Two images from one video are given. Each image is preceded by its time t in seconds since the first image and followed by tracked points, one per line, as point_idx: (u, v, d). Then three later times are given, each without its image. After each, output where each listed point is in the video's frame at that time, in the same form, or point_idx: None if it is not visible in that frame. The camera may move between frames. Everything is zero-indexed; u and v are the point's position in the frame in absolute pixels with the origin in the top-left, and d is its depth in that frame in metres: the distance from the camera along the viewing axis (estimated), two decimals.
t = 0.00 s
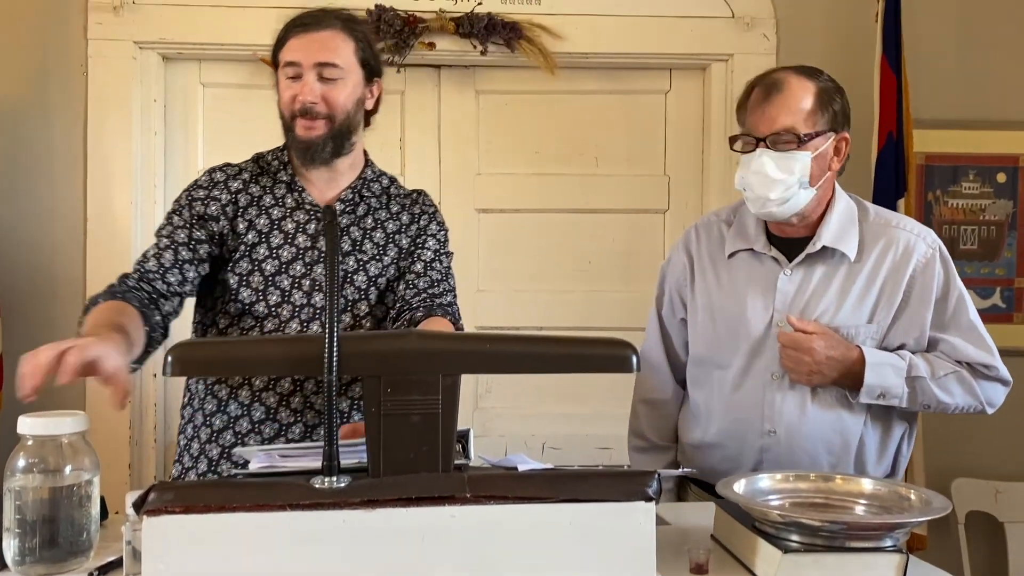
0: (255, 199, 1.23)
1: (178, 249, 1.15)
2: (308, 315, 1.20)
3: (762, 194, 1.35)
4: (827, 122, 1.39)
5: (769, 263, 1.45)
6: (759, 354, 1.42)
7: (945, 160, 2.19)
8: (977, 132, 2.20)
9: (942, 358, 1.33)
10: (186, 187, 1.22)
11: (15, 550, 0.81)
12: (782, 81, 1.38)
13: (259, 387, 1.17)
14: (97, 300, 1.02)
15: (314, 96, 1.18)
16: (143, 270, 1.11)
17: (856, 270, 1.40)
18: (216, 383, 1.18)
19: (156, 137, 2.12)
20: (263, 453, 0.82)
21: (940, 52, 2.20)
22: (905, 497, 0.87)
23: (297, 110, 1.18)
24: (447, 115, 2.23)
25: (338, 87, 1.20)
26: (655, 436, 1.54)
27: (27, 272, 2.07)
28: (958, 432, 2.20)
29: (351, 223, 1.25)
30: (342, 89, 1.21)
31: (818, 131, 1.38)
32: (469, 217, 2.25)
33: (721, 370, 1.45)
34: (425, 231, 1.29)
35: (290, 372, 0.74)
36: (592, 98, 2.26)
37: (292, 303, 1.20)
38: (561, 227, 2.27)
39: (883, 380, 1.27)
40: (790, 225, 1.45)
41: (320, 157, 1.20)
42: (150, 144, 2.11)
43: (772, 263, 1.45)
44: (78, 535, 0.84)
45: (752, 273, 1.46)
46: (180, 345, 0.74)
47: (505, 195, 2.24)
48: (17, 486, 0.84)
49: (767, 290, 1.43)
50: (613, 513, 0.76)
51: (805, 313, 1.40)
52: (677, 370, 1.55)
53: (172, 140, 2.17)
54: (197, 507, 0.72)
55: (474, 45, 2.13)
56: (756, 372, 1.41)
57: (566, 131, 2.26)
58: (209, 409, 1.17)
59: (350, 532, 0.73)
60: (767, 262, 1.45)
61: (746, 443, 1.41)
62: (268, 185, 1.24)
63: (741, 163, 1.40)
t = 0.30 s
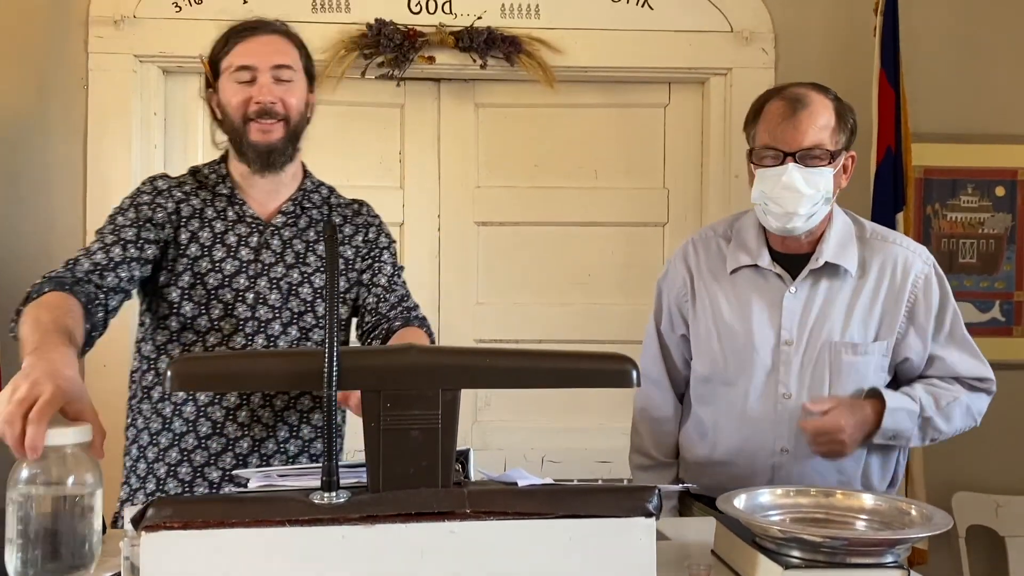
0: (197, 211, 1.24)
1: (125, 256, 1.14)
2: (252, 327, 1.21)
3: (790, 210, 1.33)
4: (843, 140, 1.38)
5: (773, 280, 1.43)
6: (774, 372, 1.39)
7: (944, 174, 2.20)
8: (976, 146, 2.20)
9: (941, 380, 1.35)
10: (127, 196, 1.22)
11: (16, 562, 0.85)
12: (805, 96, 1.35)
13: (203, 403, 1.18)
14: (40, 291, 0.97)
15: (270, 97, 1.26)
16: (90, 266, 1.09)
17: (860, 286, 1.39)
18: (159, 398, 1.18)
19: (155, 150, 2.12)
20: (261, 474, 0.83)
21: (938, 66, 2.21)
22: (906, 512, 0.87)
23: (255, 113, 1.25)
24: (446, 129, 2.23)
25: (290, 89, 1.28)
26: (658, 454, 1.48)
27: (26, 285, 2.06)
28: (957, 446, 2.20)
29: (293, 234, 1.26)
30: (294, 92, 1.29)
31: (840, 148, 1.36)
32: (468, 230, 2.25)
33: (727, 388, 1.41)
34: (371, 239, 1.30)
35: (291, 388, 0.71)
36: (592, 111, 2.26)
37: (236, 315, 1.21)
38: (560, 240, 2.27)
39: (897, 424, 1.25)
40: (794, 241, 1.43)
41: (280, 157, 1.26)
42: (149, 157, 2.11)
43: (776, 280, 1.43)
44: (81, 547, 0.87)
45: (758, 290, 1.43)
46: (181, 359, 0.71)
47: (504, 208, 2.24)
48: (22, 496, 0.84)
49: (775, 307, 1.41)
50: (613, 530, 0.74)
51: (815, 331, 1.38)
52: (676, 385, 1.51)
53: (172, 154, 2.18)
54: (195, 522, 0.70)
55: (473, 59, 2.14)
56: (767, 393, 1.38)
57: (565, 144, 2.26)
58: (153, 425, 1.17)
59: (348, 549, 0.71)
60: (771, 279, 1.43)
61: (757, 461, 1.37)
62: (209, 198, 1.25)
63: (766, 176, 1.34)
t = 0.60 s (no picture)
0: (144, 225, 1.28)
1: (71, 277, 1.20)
2: (212, 339, 1.27)
3: (766, 221, 1.33)
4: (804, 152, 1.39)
5: (746, 289, 1.42)
6: (756, 377, 1.37)
7: (943, 184, 2.20)
8: (975, 156, 2.21)
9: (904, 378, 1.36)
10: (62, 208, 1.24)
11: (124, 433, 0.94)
12: (767, 112, 1.36)
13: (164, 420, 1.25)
14: None
15: (251, 118, 1.36)
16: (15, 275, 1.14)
17: (826, 286, 1.39)
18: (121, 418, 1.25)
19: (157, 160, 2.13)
20: (264, 483, 0.83)
21: (937, 77, 2.22)
22: (909, 523, 0.87)
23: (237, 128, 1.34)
24: (447, 139, 2.24)
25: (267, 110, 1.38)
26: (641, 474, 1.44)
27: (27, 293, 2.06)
28: (959, 456, 2.20)
29: (246, 244, 1.33)
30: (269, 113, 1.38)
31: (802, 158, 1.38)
32: (469, 239, 2.25)
33: (713, 400, 1.38)
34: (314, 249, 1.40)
35: (294, 396, 0.70)
36: (593, 121, 2.27)
37: (194, 327, 1.26)
38: (561, 249, 2.27)
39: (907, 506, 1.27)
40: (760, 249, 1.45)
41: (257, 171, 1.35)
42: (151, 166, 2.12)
43: (747, 288, 1.42)
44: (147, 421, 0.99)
45: (732, 300, 1.42)
46: (183, 369, 0.71)
47: (505, 217, 2.25)
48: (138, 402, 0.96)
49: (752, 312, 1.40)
50: (619, 540, 0.73)
51: (794, 335, 1.38)
52: (654, 405, 1.46)
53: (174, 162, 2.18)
54: (198, 531, 0.70)
55: (474, 69, 2.14)
56: (752, 397, 1.37)
57: (566, 154, 2.27)
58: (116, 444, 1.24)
59: (351, 559, 0.70)
60: (744, 288, 1.43)
61: (753, 469, 1.35)
62: (157, 209, 1.30)
63: (734, 192, 1.35)
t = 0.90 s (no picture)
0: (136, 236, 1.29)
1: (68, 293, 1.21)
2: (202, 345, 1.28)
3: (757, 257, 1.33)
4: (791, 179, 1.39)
5: (730, 301, 1.42)
6: (745, 385, 1.37)
7: (943, 191, 2.21)
8: (976, 163, 2.21)
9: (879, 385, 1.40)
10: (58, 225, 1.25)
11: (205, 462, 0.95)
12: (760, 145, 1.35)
13: (157, 425, 1.26)
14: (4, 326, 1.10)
15: (231, 119, 1.34)
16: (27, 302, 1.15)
17: (806, 295, 1.40)
18: (115, 423, 1.25)
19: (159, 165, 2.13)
20: (266, 489, 0.82)
21: (937, 84, 2.22)
22: (911, 529, 0.87)
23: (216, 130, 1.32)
24: (448, 144, 2.24)
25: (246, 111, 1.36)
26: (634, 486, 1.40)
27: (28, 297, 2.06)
28: (960, 463, 2.20)
29: (236, 251, 1.34)
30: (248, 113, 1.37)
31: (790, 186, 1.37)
32: (470, 245, 2.25)
33: (706, 411, 1.38)
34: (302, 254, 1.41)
35: (296, 402, 0.70)
36: (595, 127, 2.28)
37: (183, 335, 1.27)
38: (562, 255, 2.27)
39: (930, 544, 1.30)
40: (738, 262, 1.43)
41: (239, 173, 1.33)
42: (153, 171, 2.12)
43: (730, 299, 1.42)
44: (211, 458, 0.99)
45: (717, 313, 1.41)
46: (186, 374, 0.71)
47: (506, 224, 2.25)
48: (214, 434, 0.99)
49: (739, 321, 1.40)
50: (622, 545, 0.73)
51: (779, 345, 1.38)
52: (638, 419, 1.45)
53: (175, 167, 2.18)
54: (200, 537, 0.69)
55: (475, 75, 2.15)
56: (743, 405, 1.37)
57: (567, 159, 2.27)
58: (110, 448, 1.25)
59: (354, 565, 0.70)
60: (727, 300, 1.42)
61: (748, 476, 1.35)
62: (148, 220, 1.30)
63: (724, 225, 1.35)
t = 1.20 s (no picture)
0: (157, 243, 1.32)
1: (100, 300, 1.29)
2: (201, 356, 1.28)
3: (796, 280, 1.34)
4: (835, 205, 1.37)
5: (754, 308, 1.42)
6: (767, 394, 1.38)
7: (944, 195, 2.21)
8: (976, 167, 2.21)
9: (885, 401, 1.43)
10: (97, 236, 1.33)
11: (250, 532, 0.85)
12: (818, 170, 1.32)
13: (157, 424, 1.27)
14: (56, 351, 1.23)
15: (182, 152, 1.28)
16: (74, 322, 1.26)
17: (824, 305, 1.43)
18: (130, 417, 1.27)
19: (160, 166, 2.13)
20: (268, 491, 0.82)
21: (938, 88, 2.22)
22: (913, 532, 0.87)
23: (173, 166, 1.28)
24: (450, 147, 2.24)
25: (206, 140, 1.28)
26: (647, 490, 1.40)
27: (28, 298, 2.07)
28: (960, 466, 2.20)
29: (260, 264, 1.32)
30: (212, 142, 1.29)
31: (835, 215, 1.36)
32: (471, 247, 2.25)
33: (729, 417, 1.38)
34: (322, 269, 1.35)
35: (299, 403, 0.70)
36: (595, 130, 2.28)
37: (186, 344, 1.29)
38: (563, 258, 2.27)
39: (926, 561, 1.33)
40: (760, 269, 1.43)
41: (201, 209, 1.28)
42: (154, 172, 2.12)
43: (755, 307, 1.42)
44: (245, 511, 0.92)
45: (742, 319, 1.41)
46: (189, 375, 0.71)
47: (507, 226, 2.25)
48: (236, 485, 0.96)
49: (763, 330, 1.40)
50: (623, 547, 0.73)
51: (801, 356, 1.39)
52: (654, 419, 1.44)
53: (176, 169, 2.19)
54: (202, 539, 0.69)
55: (477, 78, 2.15)
56: (764, 414, 1.38)
57: (568, 162, 2.28)
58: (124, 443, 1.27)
59: (356, 567, 0.69)
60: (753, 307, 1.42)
61: (767, 484, 1.37)
62: (171, 228, 1.33)
63: (770, 244, 1.34)
